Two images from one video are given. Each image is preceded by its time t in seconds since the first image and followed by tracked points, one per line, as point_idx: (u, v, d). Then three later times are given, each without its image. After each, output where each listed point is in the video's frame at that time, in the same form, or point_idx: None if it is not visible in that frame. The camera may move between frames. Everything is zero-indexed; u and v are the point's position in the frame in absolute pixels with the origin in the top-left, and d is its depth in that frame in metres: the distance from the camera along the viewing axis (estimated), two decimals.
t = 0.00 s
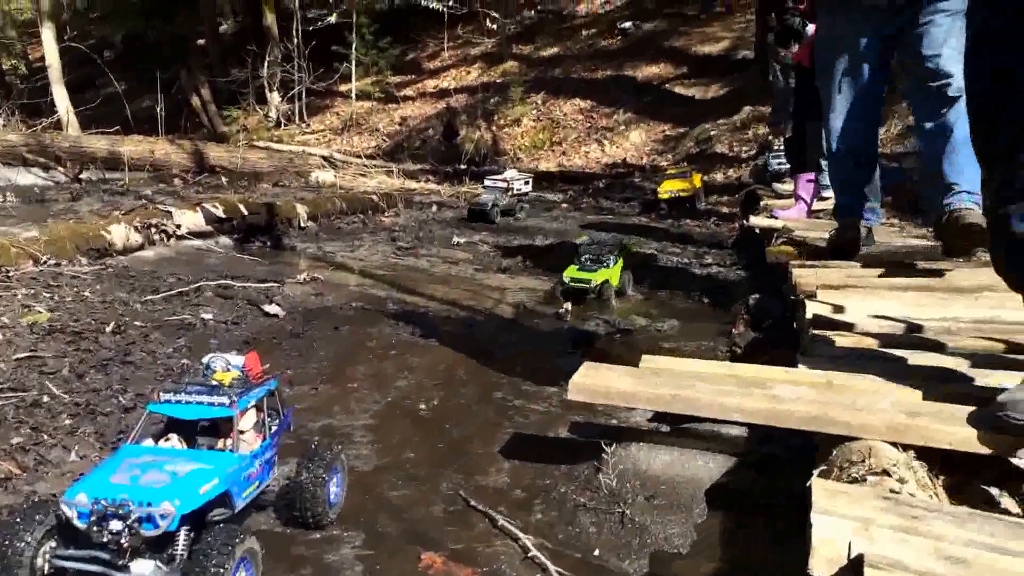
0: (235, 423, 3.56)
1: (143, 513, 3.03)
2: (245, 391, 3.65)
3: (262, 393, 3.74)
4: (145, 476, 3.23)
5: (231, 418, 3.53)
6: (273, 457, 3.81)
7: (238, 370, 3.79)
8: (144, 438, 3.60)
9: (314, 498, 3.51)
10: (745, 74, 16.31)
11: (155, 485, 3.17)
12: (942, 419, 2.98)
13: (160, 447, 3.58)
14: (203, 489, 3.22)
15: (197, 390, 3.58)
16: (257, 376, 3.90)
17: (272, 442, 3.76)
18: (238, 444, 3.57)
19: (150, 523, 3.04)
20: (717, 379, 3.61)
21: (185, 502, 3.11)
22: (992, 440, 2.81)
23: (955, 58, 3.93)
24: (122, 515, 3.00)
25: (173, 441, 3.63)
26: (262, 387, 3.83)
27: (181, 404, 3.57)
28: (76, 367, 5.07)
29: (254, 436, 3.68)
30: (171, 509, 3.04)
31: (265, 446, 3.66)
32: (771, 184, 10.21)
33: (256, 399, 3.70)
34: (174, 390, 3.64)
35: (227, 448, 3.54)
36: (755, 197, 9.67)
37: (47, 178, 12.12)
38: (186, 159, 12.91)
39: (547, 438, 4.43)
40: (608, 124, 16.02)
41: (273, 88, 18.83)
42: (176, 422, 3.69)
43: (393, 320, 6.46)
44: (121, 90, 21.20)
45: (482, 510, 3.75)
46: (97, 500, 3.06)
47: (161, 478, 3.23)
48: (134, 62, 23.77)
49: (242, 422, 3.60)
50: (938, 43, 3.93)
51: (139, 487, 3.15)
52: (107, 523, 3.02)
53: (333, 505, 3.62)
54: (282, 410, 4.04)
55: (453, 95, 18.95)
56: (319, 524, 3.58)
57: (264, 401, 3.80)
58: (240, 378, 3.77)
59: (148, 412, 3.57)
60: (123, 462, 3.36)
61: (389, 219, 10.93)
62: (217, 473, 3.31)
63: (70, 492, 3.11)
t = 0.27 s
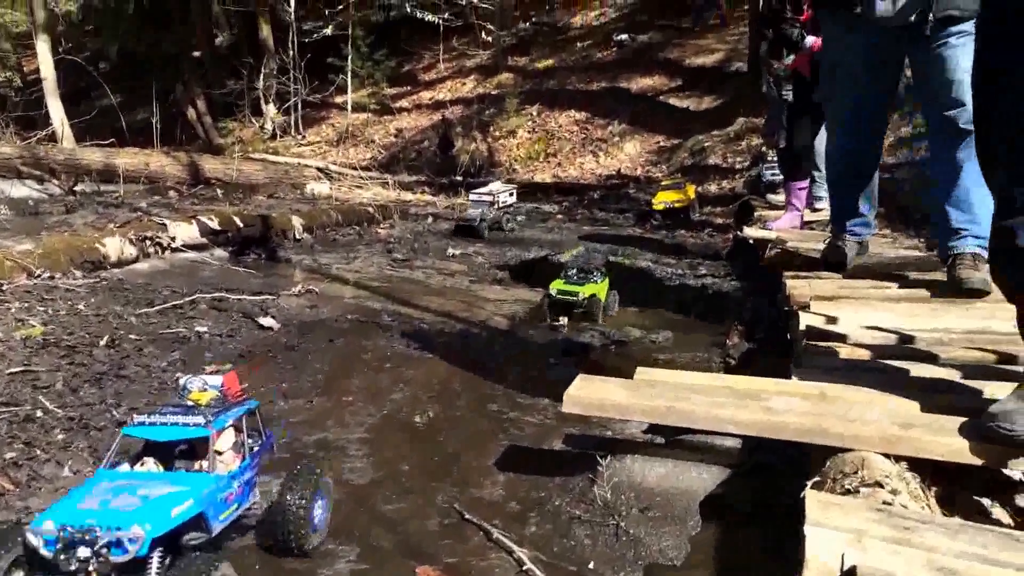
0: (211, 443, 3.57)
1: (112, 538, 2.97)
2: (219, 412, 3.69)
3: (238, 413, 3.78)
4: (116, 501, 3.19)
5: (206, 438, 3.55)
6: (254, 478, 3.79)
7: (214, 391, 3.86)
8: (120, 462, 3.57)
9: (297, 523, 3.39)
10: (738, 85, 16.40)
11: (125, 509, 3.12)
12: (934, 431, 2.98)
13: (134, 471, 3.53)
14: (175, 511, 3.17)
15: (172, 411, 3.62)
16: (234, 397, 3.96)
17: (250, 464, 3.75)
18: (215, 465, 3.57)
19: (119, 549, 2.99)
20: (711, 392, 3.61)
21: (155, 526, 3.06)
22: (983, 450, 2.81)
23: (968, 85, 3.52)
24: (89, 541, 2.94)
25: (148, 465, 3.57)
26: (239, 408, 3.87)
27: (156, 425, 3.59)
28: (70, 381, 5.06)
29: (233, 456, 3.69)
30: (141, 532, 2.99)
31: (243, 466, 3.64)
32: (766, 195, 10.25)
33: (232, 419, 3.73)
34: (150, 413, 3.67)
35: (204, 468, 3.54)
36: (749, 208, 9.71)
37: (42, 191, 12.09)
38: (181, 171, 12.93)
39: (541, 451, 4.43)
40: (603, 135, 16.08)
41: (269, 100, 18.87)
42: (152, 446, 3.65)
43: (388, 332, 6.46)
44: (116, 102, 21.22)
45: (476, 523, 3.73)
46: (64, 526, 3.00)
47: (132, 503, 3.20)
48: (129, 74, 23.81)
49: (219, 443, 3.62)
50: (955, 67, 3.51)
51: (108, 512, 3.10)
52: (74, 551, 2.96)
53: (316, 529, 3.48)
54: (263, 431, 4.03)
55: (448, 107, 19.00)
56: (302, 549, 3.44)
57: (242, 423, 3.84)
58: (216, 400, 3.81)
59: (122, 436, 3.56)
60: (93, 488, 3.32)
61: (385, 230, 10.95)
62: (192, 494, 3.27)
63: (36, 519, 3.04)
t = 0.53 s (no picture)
0: (182, 479, 3.16)
1: None
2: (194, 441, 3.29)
3: (216, 445, 3.37)
4: (70, 543, 2.83)
5: (177, 473, 3.14)
6: (229, 513, 3.39)
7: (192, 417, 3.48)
8: (85, 494, 3.20)
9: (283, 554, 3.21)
10: (738, 92, 16.42)
11: (79, 554, 2.77)
12: (934, 437, 2.98)
13: (98, 503, 3.15)
14: (134, 559, 2.80)
15: (143, 440, 3.23)
16: (213, 424, 3.57)
17: (226, 499, 3.34)
18: (186, 500, 3.15)
19: None
20: (712, 399, 3.62)
21: None
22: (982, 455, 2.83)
23: (1014, 85, 3.08)
24: None
25: (114, 497, 3.18)
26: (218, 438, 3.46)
27: (124, 455, 3.21)
28: (70, 389, 5.07)
29: (207, 492, 3.27)
30: None
31: (216, 503, 3.23)
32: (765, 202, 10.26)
33: (209, 450, 3.32)
34: (120, 439, 3.30)
35: (173, 504, 3.13)
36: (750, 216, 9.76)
37: (42, 198, 12.10)
38: (182, 179, 12.96)
39: (541, 458, 4.43)
40: (603, 142, 16.11)
41: (269, 108, 18.92)
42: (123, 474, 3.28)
43: (388, 340, 6.46)
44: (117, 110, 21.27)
45: (477, 530, 3.73)
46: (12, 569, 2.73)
47: (89, 545, 2.83)
48: (130, 83, 23.91)
49: (192, 476, 3.20)
50: (991, 71, 3.05)
51: (61, 556, 2.76)
52: None
53: (292, 566, 3.25)
54: (246, 462, 3.62)
55: (448, 114, 19.03)
56: None
57: (221, 453, 3.43)
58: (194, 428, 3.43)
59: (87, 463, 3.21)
60: (48, 525, 2.97)
61: (385, 237, 10.96)
62: (154, 539, 2.90)
63: None
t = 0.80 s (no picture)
0: (159, 493, 2.96)
1: None
2: (168, 455, 3.08)
3: (193, 457, 3.16)
4: (39, 566, 2.58)
5: (153, 488, 2.94)
6: (208, 530, 3.18)
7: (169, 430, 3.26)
8: (57, 512, 2.98)
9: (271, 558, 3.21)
10: (739, 95, 16.40)
11: None
12: (936, 440, 2.96)
13: (71, 521, 2.94)
14: None
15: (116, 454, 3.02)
16: (192, 435, 3.35)
17: (206, 515, 3.13)
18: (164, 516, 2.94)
19: None
20: (713, 403, 3.60)
21: None
22: (985, 458, 2.81)
23: None
24: None
25: (88, 516, 2.96)
26: (195, 450, 3.24)
27: (97, 470, 2.99)
28: (69, 393, 5.05)
29: (185, 508, 3.06)
30: None
31: (196, 519, 3.02)
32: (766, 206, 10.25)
33: (186, 464, 3.12)
34: (91, 454, 3.08)
35: (150, 522, 2.92)
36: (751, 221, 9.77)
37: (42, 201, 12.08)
38: (182, 182, 12.96)
39: (542, 462, 4.41)
40: (604, 145, 16.10)
41: (270, 111, 18.92)
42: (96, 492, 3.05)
43: (389, 343, 6.45)
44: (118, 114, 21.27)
45: (478, 534, 3.71)
46: None
47: (59, 569, 2.60)
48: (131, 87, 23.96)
49: (168, 492, 3.00)
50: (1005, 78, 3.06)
51: None
52: None
53: None
54: (228, 472, 3.43)
55: (449, 118, 19.03)
56: None
57: (200, 466, 3.23)
58: (172, 440, 3.21)
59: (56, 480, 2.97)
60: (16, 546, 2.72)
61: (386, 241, 10.95)
62: (128, 559, 2.67)
63: None
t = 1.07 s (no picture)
0: (155, 494, 2.94)
1: None
2: (165, 456, 3.06)
3: (190, 458, 3.15)
4: (35, 567, 2.56)
5: (149, 490, 2.91)
6: (206, 531, 3.17)
7: (166, 430, 3.24)
8: (54, 513, 2.96)
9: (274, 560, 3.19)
10: (739, 94, 16.37)
11: None
12: (937, 440, 2.95)
13: (67, 522, 2.92)
14: None
15: (112, 456, 3.00)
16: (188, 435, 3.32)
17: (203, 517, 3.11)
18: (160, 518, 2.92)
19: None
20: (714, 403, 3.58)
21: None
22: (986, 458, 2.79)
23: None
24: None
25: (84, 516, 2.94)
26: (191, 451, 3.22)
27: (93, 471, 2.97)
28: (66, 394, 5.02)
29: (182, 509, 3.04)
30: None
31: (193, 520, 3.01)
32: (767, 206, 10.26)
33: (183, 465, 3.10)
34: (87, 455, 3.06)
35: (145, 523, 2.89)
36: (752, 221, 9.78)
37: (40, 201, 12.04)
38: (181, 182, 12.93)
39: (542, 463, 4.39)
40: (604, 145, 16.08)
41: (269, 111, 18.89)
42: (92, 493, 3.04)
43: (388, 343, 6.44)
44: (117, 114, 21.24)
45: (477, 534, 3.69)
46: None
47: (54, 570, 2.57)
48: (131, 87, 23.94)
49: (165, 493, 2.98)
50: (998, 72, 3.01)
51: None
52: None
53: None
54: (224, 473, 3.41)
55: (449, 117, 19.01)
56: None
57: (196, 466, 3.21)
58: (169, 441, 3.19)
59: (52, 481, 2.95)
60: (12, 548, 2.70)
61: (386, 241, 10.93)
62: (125, 560, 2.65)
63: None
